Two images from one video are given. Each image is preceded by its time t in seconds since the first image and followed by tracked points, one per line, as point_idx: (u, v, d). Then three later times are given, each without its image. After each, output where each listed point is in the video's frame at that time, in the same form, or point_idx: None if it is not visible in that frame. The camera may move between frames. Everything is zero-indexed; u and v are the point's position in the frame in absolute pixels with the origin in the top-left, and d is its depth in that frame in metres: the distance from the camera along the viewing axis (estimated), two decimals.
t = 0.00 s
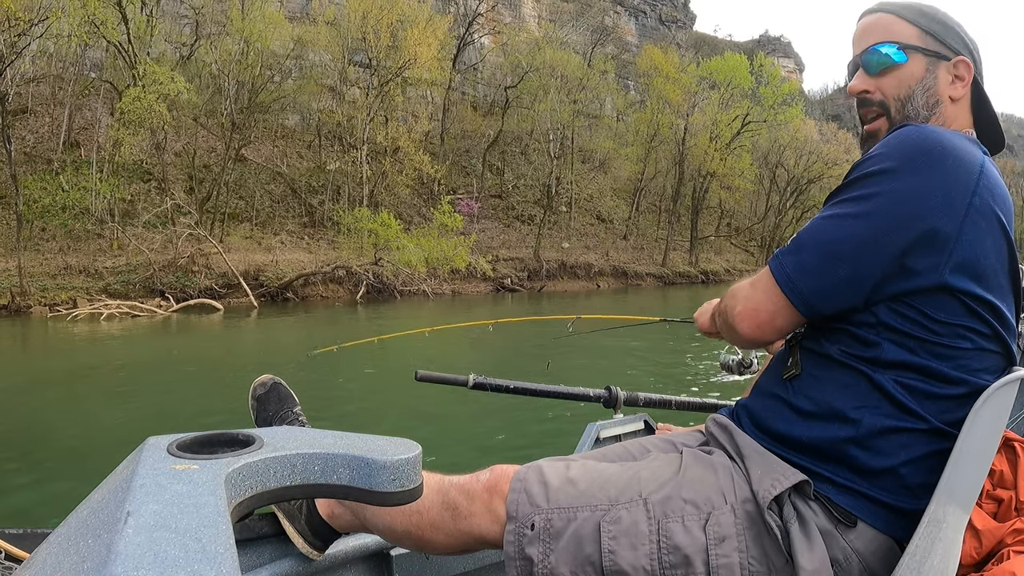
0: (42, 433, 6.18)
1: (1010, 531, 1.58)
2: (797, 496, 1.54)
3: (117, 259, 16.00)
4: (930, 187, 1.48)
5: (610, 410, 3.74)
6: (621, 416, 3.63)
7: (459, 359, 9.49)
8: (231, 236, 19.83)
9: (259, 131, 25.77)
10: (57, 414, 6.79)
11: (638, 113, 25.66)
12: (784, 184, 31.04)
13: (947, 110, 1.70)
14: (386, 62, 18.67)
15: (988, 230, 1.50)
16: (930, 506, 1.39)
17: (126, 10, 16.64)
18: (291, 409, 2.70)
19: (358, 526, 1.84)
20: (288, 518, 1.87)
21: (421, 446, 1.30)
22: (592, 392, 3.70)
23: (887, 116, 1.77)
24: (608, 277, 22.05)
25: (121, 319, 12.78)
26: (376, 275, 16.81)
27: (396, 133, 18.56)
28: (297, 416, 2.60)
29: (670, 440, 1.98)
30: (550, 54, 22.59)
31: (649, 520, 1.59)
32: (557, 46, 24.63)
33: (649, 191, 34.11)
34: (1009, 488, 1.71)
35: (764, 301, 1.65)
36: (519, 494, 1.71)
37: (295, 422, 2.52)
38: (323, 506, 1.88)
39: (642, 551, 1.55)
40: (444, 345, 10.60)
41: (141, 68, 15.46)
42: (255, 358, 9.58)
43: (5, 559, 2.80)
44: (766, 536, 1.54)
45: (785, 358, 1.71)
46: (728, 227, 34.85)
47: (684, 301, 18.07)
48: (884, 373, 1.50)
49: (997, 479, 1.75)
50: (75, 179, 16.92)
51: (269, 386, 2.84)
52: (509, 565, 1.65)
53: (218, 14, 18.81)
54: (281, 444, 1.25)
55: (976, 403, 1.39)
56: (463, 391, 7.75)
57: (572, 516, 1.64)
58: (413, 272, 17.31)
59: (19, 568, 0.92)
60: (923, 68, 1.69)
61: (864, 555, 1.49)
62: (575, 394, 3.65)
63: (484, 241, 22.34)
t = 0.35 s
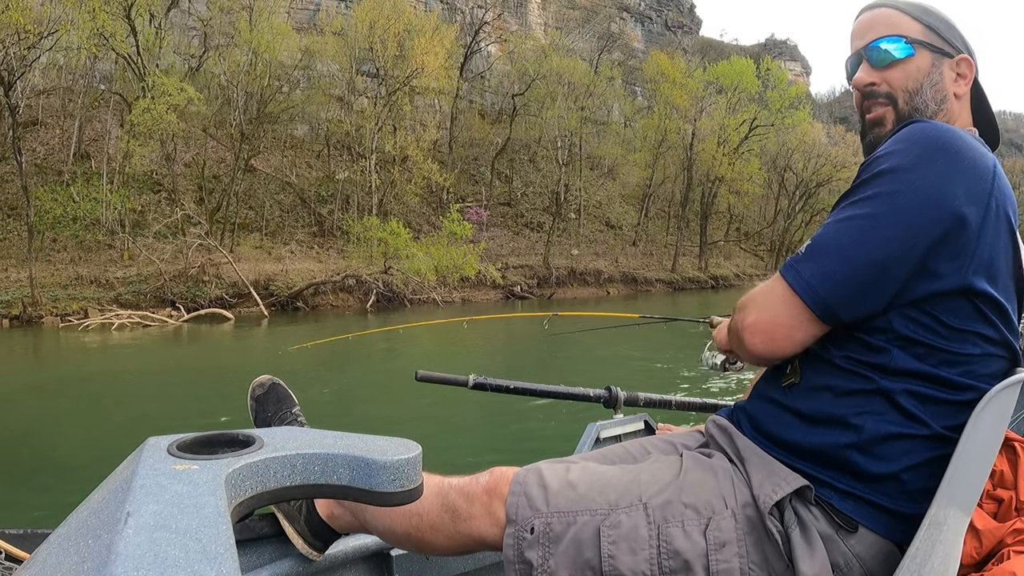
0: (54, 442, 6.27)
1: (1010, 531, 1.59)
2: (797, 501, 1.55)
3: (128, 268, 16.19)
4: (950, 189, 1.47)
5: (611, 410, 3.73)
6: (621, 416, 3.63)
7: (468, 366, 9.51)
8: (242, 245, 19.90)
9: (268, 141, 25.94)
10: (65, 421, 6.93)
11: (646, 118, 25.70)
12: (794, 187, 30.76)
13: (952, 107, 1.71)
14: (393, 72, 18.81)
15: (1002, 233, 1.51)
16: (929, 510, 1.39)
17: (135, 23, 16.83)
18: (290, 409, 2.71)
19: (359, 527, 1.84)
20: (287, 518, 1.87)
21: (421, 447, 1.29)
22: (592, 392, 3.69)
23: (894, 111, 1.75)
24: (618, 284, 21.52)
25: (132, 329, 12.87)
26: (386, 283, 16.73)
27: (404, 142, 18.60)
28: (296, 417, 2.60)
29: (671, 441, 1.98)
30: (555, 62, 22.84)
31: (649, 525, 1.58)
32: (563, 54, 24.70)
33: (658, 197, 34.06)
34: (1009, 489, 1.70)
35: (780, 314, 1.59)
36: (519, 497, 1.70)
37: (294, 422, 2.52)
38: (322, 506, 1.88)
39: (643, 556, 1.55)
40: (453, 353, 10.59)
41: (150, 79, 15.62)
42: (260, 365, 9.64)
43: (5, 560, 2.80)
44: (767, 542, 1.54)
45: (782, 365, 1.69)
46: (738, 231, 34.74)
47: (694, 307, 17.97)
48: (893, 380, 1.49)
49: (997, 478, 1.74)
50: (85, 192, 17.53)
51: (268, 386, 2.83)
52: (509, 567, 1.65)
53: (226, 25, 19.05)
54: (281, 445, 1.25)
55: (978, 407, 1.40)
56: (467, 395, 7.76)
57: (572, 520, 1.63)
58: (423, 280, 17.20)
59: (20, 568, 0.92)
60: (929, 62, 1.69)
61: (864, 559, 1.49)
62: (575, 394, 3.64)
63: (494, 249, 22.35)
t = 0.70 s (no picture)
0: (62, 449, 6.33)
1: (1010, 531, 1.58)
2: (800, 508, 1.54)
3: (137, 276, 16.30)
4: (957, 198, 1.45)
5: (611, 410, 3.72)
6: (621, 416, 3.61)
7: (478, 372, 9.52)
8: (250, 252, 19.92)
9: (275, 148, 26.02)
10: (71, 427, 6.99)
11: (652, 122, 25.66)
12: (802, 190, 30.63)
13: (960, 105, 1.67)
14: (400, 79, 18.81)
15: (1016, 242, 1.47)
16: (932, 514, 1.37)
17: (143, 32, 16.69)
18: (288, 409, 2.69)
19: (358, 528, 1.83)
20: (287, 519, 1.86)
21: (422, 446, 1.28)
22: (593, 392, 3.68)
23: (896, 113, 1.75)
24: (626, 287, 21.47)
25: (141, 336, 12.93)
26: (394, 289, 16.78)
27: (411, 148, 18.58)
28: (295, 417, 2.59)
29: (671, 441, 1.96)
30: (562, 67, 22.75)
31: (649, 530, 1.57)
32: (569, 58, 24.73)
33: (665, 201, 33.99)
34: (1009, 489, 1.69)
35: (779, 316, 1.59)
36: (519, 499, 1.69)
37: (292, 422, 2.50)
38: (321, 507, 1.86)
39: (643, 562, 1.54)
40: (462, 359, 10.60)
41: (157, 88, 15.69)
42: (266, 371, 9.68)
43: (5, 560, 2.79)
44: (768, 548, 1.54)
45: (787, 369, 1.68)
46: (745, 234, 34.64)
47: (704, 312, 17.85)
48: (900, 390, 1.48)
49: (998, 478, 1.72)
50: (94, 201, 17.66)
51: (266, 387, 2.82)
52: (509, 571, 1.64)
53: (232, 33, 18.94)
54: (281, 445, 1.23)
55: (982, 416, 1.38)
56: (472, 401, 7.77)
57: (572, 524, 1.62)
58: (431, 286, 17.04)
59: (19, 569, 0.92)
60: (934, 61, 1.68)
61: (865, 565, 1.48)
62: (575, 394, 3.63)
63: (502, 254, 22.32)
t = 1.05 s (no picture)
0: (67, 447, 6.36)
1: (1010, 531, 1.57)
2: (801, 509, 1.53)
3: (145, 276, 16.39)
4: (975, 200, 1.43)
5: (611, 410, 3.71)
6: (621, 416, 3.60)
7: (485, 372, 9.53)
8: (258, 252, 19.93)
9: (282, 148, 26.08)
10: (77, 426, 7.00)
11: (659, 122, 25.68)
12: (809, 190, 30.57)
13: (916, 112, 1.65)
14: (407, 79, 18.92)
15: None
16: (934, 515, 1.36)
17: (151, 33, 16.77)
18: (287, 409, 2.68)
19: (357, 529, 1.81)
20: (286, 520, 1.85)
21: (422, 446, 1.26)
22: (592, 392, 3.67)
23: (875, 136, 1.79)
24: (633, 288, 21.39)
25: (149, 336, 13.00)
26: (401, 289, 16.93)
27: (418, 148, 18.63)
28: (294, 418, 2.57)
29: (671, 441, 1.96)
30: (569, 66, 22.79)
31: (649, 532, 1.56)
32: (576, 59, 24.72)
33: (672, 200, 33.95)
34: (1010, 488, 1.67)
35: (788, 317, 1.54)
36: (518, 500, 1.68)
37: (291, 422, 2.49)
38: (320, 507, 1.85)
39: (643, 564, 1.52)
40: (468, 359, 10.61)
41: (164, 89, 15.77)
42: (271, 370, 9.72)
43: (4, 560, 2.77)
44: (768, 550, 1.53)
45: (788, 373, 1.65)
46: (753, 234, 34.61)
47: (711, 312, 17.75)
48: (907, 395, 1.46)
49: (998, 478, 1.71)
50: (103, 202, 17.75)
51: (265, 387, 2.80)
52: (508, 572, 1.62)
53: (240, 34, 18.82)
54: (281, 444, 1.22)
55: (983, 417, 1.38)
56: (476, 400, 7.79)
57: (572, 526, 1.61)
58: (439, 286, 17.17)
59: (17, 568, 0.90)
60: (883, 83, 1.70)
61: (865, 567, 1.47)
62: (575, 394, 3.61)
63: (509, 254, 22.37)
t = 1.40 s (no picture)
0: (71, 440, 6.39)
1: (1009, 531, 1.57)
2: (799, 507, 1.54)
3: (152, 270, 16.45)
4: (958, 197, 1.44)
5: (611, 410, 3.72)
6: (621, 416, 3.60)
7: (494, 369, 9.48)
8: (264, 247, 19.93)
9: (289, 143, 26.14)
10: (83, 419, 7.04)
11: (667, 118, 25.68)
12: (817, 186, 30.45)
13: (916, 110, 1.65)
14: (414, 74, 18.92)
15: (1016, 240, 1.46)
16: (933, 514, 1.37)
17: (158, 28, 16.86)
18: (288, 409, 2.67)
19: (357, 528, 1.82)
20: (286, 520, 1.85)
21: (422, 446, 1.27)
22: (592, 392, 3.67)
23: (872, 134, 1.79)
24: (640, 284, 21.24)
25: (155, 330, 13.06)
26: (408, 284, 17.00)
27: (425, 143, 18.62)
28: (294, 418, 2.57)
29: (671, 441, 1.96)
30: (577, 62, 22.81)
31: (648, 530, 1.57)
32: (583, 54, 24.66)
33: (679, 196, 33.83)
34: (1009, 488, 1.68)
35: (773, 306, 1.59)
36: (518, 500, 1.69)
37: (291, 423, 2.49)
38: (321, 507, 1.86)
39: (642, 562, 1.53)
40: (475, 355, 10.57)
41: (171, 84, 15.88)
42: (277, 365, 9.68)
43: (4, 560, 2.78)
44: (768, 548, 1.54)
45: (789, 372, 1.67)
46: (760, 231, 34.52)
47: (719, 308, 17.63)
48: (899, 390, 1.47)
49: (998, 478, 1.72)
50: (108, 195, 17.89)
51: (266, 387, 2.82)
52: (509, 571, 1.63)
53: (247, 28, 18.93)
54: (281, 445, 1.23)
55: (980, 415, 1.38)
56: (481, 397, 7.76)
57: (572, 525, 1.61)
58: (446, 281, 17.16)
59: (19, 568, 0.91)
60: (883, 82, 1.70)
61: (864, 564, 1.48)
62: (574, 394, 3.62)
63: (515, 250, 22.34)
